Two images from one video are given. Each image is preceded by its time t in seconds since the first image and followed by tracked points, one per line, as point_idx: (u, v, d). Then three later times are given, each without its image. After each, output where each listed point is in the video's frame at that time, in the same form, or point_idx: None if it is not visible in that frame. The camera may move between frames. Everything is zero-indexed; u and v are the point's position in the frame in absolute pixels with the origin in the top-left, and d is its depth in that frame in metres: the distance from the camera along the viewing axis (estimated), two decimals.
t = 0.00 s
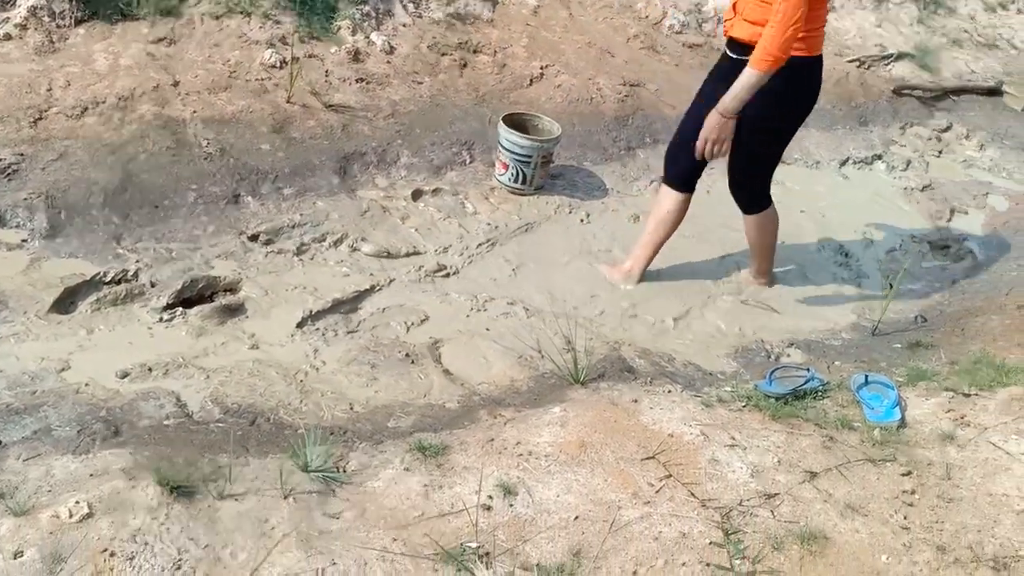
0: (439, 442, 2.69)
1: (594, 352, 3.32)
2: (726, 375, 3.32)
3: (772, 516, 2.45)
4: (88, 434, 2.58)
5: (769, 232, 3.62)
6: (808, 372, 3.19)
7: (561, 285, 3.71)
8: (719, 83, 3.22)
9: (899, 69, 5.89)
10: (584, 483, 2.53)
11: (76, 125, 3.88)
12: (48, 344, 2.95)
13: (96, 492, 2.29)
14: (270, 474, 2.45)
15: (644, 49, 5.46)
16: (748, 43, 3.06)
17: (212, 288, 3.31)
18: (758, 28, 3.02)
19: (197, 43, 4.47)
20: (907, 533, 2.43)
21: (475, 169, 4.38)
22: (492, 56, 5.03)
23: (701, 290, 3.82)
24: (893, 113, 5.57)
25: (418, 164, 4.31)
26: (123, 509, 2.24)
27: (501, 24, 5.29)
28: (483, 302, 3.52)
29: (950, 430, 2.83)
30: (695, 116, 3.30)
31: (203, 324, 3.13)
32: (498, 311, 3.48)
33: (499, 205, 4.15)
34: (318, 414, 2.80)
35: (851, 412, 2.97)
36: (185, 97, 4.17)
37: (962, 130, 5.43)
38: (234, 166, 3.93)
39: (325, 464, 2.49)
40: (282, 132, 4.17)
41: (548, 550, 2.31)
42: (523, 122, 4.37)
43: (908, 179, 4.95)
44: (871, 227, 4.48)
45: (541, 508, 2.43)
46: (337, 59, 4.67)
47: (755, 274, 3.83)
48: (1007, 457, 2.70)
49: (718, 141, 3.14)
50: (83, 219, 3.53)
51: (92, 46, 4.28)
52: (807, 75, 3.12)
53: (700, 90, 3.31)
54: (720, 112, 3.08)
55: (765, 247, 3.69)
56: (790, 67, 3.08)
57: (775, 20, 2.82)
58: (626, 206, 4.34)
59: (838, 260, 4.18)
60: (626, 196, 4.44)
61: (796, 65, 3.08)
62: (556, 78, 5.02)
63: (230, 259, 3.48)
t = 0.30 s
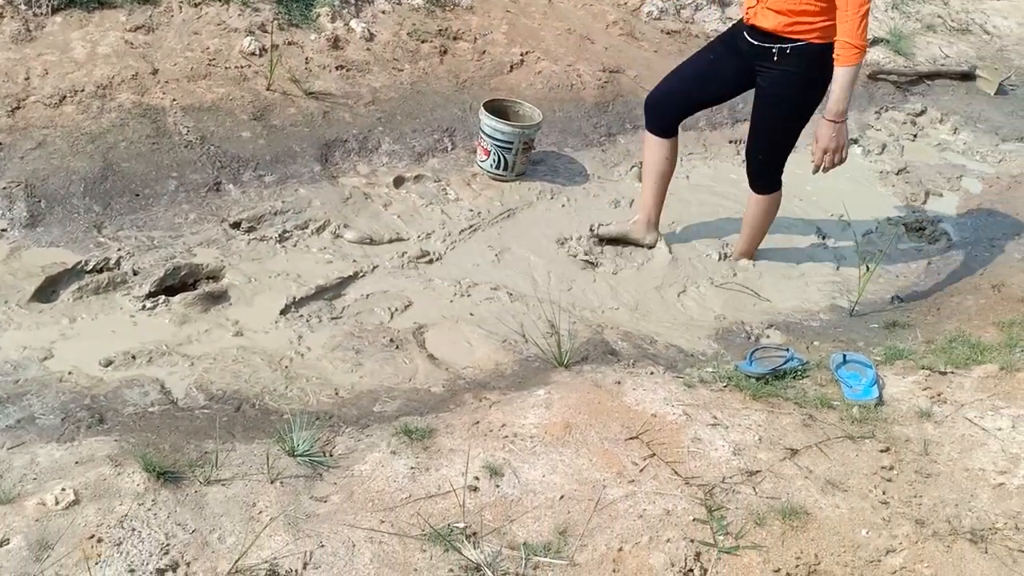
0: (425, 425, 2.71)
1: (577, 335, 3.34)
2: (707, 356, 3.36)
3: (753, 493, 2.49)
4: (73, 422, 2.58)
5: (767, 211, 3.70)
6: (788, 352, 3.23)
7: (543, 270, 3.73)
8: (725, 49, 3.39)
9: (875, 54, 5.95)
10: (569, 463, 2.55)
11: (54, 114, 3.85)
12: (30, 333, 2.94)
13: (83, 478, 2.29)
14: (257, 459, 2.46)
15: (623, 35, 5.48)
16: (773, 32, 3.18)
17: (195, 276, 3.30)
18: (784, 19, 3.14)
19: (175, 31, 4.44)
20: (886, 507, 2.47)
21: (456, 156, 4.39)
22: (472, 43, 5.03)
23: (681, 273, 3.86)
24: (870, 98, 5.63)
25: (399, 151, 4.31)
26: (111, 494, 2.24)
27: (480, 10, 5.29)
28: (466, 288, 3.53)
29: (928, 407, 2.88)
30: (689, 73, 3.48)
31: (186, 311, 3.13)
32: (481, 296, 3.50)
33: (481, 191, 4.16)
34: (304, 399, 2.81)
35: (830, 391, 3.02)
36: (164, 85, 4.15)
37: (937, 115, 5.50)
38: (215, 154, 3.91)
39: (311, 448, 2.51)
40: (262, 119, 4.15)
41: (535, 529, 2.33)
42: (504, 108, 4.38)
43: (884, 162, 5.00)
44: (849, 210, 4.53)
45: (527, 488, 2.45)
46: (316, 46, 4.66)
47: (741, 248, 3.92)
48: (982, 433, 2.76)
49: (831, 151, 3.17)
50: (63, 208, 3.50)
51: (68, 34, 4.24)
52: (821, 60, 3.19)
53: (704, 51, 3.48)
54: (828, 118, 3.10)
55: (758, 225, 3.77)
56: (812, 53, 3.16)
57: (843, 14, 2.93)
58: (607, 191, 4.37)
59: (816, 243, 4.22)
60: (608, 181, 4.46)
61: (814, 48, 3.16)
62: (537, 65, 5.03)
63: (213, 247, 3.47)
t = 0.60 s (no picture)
0: (413, 418, 2.71)
1: (563, 326, 3.35)
2: (692, 345, 3.37)
3: (740, 480, 2.51)
4: (58, 418, 2.56)
5: (750, 199, 3.74)
6: (771, 341, 3.26)
7: (527, 262, 3.74)
8: (718, 41, 3.45)
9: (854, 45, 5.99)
10: (557, 453, 2.56)
11: (33, 109, 3.81)
12: (12, 330, 2.91)
13: (70, 474, 2.28)
14: (244, 453, 2.45)
15: (604, 27, 5.49)
16: (771, 23, 3.19)
17: (177, 271, 3.29)
18: (783, 10, 3.16)
19: (154, 24, 4.40)
20: (870, 493, 2.49)
21: (439, 148, 4.38)
22: (453, 36, 5.02)
23: (664, 264, 3.87)
24: (850, 88, 5.67)
25: (382, 143, 4.29)
26: (98, 490, 2.23)
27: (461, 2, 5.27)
28: (450, 280, 3.53)
29: (910, 393, 2.92)
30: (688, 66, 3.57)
31: (170, 306, 3.11)
32: (467, 288, 3.50)
33: (465, 184, 4.16)
34: (290, 393, 2.80)
35: (814, 379, 3.04)
36: (143, 79, 4.11)
37: (916, 105, 5.55)
38: (196, 148, 3.89)
39: (299, 441, 2.50)
40: (243, 113, 4.12)
41: (523, 519, 2.34)
42: (486, 100, 4.37)
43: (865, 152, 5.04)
44: (830, 200, 4.57)
45: (515, 478, 2.46)
46: (297, 39, 4.63)
47: (726, 236, 3.96)
48: (964, 418, 2.80)
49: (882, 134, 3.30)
50: (44, 203, 3.47)
51: (46, 28, 4.21)
52: (812, 52, 3.21)
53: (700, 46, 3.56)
54: (874, 103, 3.25)
55: (742, 213, 3.81)
56: (808, 44, 3.19)
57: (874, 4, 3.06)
58: (591, 183, 4.37)
59: (798, 233, 4.25)
60: (591, 173, 4.46)
61: (808, 39, 3.18)
62: (519, 57, 5.02)
63: (195, 242, 3.44)
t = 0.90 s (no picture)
0: (397, 411, 2.70)
1: (546, 319, 3.34)
2: (675, 336, 3.38)
3: (723, 469, 2.52)
4: (37, 415, 2.54)
5: (740, 193, 3.75)
6: (754, 331, 3.27)
7: (511, 256, 3.73)
8: (711, 40, 3.36)
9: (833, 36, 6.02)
10: (541, 445, 2.56)
11: (8, 103, 3.76)
12: None
13: (49, 472, 2.26)
14: (226, 448, 2.44)
15: (585, 19, 5.49)
16: (771, 19, 3.17)
17: (157, 266, 3.26)
18: (783, 3, 3.13)
19: (131, 18, 4.36)
20: (853, 481, 2.51)
21: (421, 141, 4.36)
22: (434, 28, 5.00)
23: (648, 256, 3.87)
24: (830, 80, 5.69)
25: (363, 136, 4.27)
26: (78, 487, 2.22)
27: None
28: (434, 274, 3.52)
29: (891, 382, 2.94)
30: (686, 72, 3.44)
31: (150, 302, 3.08)
32: (450, 282, 3.49)
33: (447, 177, 4.14)
34: (272, 388, 2.78)
35: (796, 368, 3.06)
36: (120, 73, 4.07)
37: (896, 95, 5.58)
38: (175, 143, 3.85)
39: (282, 436, 2.49)
40: (223, 107, 4.09)
41: (508, 510, 2.34)
42: (468, 93, 4.36)
43: (845, 143, 5.06)
44: (811, 190, 4.59)
45: (500, 470, 2.46)
46: (276, 32, 4.60)
47: (713, 228, 3.98)
48: (944, 406, 2.82)
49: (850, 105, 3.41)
50: (20, 199, 3.42)
51: (21, 23, 4.16)
52: (805, 41, 3.22)
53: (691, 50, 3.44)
54: (850, 79, 3.32)
55: (732, 205, 3.83)
56: (806, 32, 3.20)
57: None
58: (573, 175, 4.37)
59: (780, 224, 4.26)
60: (574, 165, 4.46)
61: (806, 28, 3.19)
62: (500, 49, 5.01)
63: (175, 237, 3.41)
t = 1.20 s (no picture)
0: (381, 409, 2.70)
1: (531, 316, 3.35)
2: (659, 332, 3.39)
3: (706, 464, 2.54)
4: (18, 415, 2.52)
5: (723, 189, 3.75)
6: (737, 327, 3.29)
7: (495, 253, 3.73)
8: (693, 40, 3.33)
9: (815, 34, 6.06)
10: (526, 442, 2.57)
11: None
12: None
13: (31, 472, 2.24)
14: (210, 447, 2.43)
15: (569, 16, 5.49)
16: (755, 15, 3.16)
17: (139, 265, 3.24)
18: None
19: (112, 15, 4.33)
20: (835, 474, 2.53)
21: (405, 138, 4.35)
22: (417, 25, 4.99)
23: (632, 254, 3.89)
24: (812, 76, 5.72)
25: (346, 133, 4.25)
26: (61, 487, 2.20)
27: None
28: (418, 271, 3.52)
29: (873, 376, 2.97)
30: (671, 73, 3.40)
31: (132, 301, 3.06)
32: (434, 279, 3.49)
33: (431, 174, 4.14)
34: (256, 386, 2.78)
35: (779, 364, 3.08)
36: (101, 70, 4.04)
37: (877, 92, 5.62)
38: (156, 140, 3.83)
39: (266, 435, 2.49)
40: (204, 104, 4.07)
41: (493, 507, 2.34)
42: (452, 90, 4.35)
43: (828, 139, 5.09)
44: (793, 186, 4.62)
45: (485, 467, 2.46)
46: (259, 29, 4.58)
47: (695, 223, 3.94)
48: (925, 400, 2.85)
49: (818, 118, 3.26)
50: None
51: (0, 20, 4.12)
52: (788, 32, 3.24)
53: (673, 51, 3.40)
54: (817, 88, 3.21)
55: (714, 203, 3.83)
56: (789, 23, 3.23)
57: None
58: (557, 172, 4.37)
59: (762, 220, 4.28)
60: (558, 162, 4.46)
61: (788, 19, 3.21)
62: (484, 46, 5.01)
63: (157, 235, 3.40)
